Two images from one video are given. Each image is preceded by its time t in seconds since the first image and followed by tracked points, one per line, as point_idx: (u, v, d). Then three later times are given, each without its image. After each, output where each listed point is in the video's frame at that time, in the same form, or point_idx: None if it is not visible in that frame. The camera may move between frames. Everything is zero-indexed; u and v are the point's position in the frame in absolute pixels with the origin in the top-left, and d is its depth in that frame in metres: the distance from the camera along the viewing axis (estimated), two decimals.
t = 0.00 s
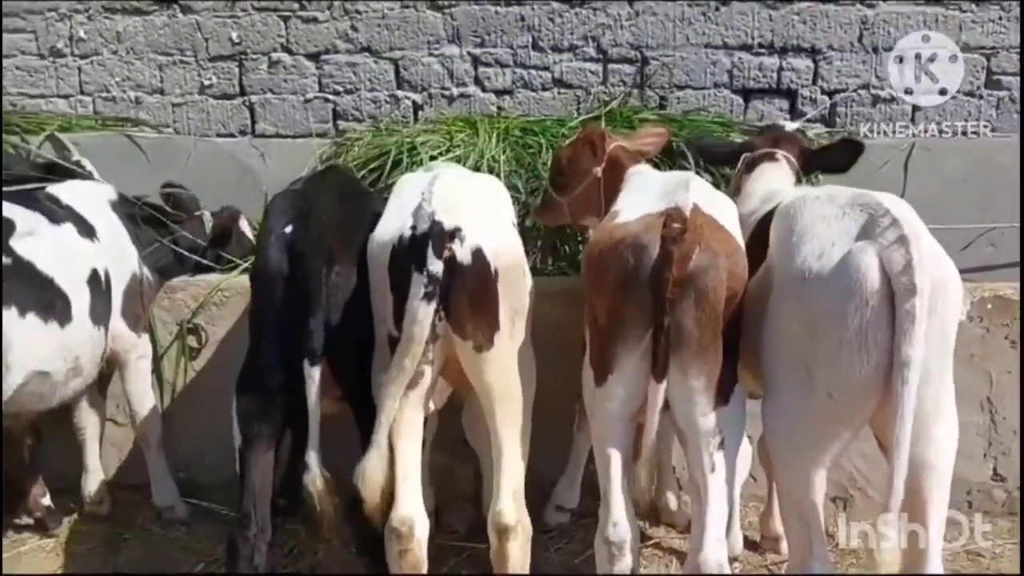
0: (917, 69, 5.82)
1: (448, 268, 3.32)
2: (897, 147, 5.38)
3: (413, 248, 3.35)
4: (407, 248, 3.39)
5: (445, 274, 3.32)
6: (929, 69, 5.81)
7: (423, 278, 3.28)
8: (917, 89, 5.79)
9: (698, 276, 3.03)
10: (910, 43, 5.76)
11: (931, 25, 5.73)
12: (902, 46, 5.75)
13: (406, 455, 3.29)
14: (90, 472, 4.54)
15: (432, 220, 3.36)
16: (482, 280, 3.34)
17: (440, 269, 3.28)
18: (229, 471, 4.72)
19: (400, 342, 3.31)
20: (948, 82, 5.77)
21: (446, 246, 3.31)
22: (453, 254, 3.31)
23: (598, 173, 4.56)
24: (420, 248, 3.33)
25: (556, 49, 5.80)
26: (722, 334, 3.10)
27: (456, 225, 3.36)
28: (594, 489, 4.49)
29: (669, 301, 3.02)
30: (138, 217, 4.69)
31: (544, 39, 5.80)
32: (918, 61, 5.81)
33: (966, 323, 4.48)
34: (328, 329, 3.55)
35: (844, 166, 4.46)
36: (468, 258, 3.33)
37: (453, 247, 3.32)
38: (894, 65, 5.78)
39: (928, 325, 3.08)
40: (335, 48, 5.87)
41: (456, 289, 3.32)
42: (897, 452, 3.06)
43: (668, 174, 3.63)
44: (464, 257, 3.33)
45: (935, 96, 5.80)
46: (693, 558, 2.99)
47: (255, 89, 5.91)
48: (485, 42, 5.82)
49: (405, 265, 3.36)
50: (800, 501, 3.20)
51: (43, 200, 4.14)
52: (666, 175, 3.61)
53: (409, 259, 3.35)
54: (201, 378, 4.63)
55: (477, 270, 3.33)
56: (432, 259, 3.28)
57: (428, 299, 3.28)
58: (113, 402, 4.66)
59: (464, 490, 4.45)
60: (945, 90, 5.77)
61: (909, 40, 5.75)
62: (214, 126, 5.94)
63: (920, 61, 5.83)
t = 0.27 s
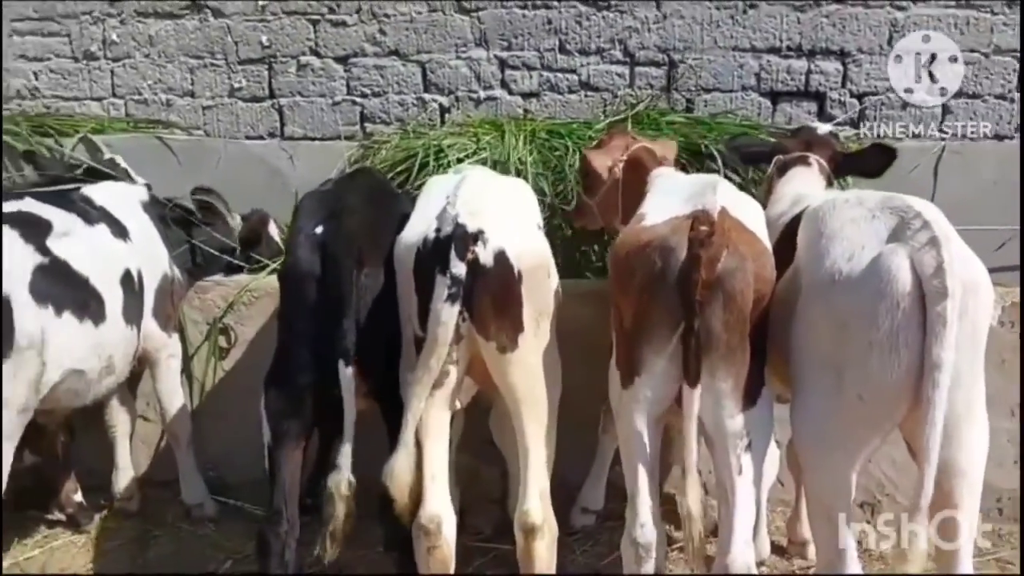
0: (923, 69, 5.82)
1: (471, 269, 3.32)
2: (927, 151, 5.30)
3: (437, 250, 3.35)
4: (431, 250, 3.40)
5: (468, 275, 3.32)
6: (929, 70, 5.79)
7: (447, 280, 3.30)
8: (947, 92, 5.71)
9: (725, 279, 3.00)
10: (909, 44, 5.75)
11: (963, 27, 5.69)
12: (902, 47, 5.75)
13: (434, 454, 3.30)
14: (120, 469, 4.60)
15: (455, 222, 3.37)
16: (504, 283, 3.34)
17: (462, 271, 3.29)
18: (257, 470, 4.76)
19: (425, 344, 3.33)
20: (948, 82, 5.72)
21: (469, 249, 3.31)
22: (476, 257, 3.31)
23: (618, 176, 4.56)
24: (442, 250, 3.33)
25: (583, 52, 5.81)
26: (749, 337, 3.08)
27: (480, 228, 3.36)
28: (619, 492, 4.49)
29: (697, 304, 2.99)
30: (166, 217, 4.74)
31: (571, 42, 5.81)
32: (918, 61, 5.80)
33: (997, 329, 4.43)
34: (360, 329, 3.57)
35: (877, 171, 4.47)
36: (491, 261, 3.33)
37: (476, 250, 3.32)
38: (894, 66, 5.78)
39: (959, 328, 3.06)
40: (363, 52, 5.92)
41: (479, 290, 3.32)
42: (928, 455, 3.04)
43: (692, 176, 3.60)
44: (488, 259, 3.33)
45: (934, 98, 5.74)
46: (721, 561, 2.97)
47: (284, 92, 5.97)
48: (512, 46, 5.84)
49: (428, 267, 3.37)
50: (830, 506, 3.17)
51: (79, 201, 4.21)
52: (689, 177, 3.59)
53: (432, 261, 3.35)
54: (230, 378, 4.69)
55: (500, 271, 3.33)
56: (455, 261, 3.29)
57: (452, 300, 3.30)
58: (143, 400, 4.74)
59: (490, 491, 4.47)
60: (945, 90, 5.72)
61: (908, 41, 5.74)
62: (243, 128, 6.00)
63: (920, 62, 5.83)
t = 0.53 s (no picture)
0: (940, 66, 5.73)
1: (493, 269, 3.33)
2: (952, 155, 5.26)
3: (459, 251, 3.38)
4: (454, 251, 3.42)
5: (491, 275, 3.33)
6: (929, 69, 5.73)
7: (470, 280, 3.32)
8: (972, 95, 5.70)
9: (754, 281, 3.00)
10: (909, 44, 5.72)
11: (989, 30, 5.67)
12: (901, 47, 5.72)
13: (457, 451, 3.32)
14: (147, 466, 4.66)
15: (477, 222, 3.40)
16: (526, 283, 3.34)
17: (485, 270, 3.31)
18: (281, 468, 4.82)
19: (451, 343, 3.34)
20: (948, 80, 5.70)
21: (491, 249, 3.33)
22: (498, 257, 3.32)
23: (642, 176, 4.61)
24: (466, 249, 3.36)
25: (606, 54, 5.82)
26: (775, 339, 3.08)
27: (501, 228, 3.38)
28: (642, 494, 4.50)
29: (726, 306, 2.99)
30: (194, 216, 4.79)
31: (594, 45, 5.82)
32: (918, 61, 5.74)
33: None
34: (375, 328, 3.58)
35: (900, 172, 4.47)
36: (513, 261, 3.34)
37: (498, 250, 3.33)
38: (894, 66, 5.74)
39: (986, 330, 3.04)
40: (387, 54, 5.96)
41: (501, 290, 3.33)
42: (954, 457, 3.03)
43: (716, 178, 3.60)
44: (509, 260, 3.34)
45: (934, 95, 5.72)
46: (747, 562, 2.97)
47: (309, 94, 6.02)
48: (535, 48, 5.86)
49: (453, 268, 3.39)
50: (856, 508, 3.16)
51: (110, 202, 4.29)
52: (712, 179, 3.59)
53: (456, 263, 3.38)
54: (255, 377, 4.74)
55: (522, 272, 3.34)
56: (478, 260, 3.31)
57: (476, 299, 3.31)
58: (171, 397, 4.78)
59: (512, 491, 4.49)
60: (945, 89, 5.71)
61: (908, 41, 5.71)
62: (268, 130, 6.06)
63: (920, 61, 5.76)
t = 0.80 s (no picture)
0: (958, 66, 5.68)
1: (511, 268, 3.34)
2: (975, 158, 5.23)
3: (477, 251, 3.40)
4: (472, 251, 3.44)
5: (507, 274, 3.34)
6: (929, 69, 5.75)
7: (488, 281, 3.33)
8: (995, 98, 5.69)
9: (778, 283, 3.01)
10: (910, 44, 5.73)
11: (1013, 33, 5.64)
12: (901, 47, 5.73)
13: (488, 445, 3.34)
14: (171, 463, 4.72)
15: (494, 223, 3.40)
16: (545, 281, 3.37)
17: (503, 271, 3.31)
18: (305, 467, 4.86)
19: (473, 340, 3.35)
20: (948, 80, 5.71)
21: (509, 250, 3.34)
22: (515, 256, 3.34)
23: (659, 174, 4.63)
24: (483, 250, 3.38)
25: (628, 57, 5.84)
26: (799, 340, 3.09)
27: (518, 230, 3.39)
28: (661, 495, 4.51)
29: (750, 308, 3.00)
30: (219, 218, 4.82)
31: (615, 47, 5.85)
32: (917, 62, 5.76)
33: None
34: (392, 335, 3.59)
35: (923, 176, 4.43)
36: (529, 261, 3.35)
37: (515, 251, 3.35)
38: (893, 66, 5.76)
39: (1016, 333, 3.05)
40: (409, 57, 6.00)
41: (520, 289, 3.35)
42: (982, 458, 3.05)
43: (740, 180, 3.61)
44: (526, 259, 3.36)
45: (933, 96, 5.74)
46: (771, 563, 2.97)
47: (332, 97, 6.07)
48: (557, 51, 5.89)
49: (469, 270, 3.41)
50: (882, 510, 3.16)
51: (139, 203, 4.35)
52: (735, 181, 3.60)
53: (474, 263, 3.39)
54: (279, 376, 4.79)
55: (538, 271, 3.36)
56: (496, 261, 3.32)
57: (494, 299, 3.32)
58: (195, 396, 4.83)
59: (532, 491, 4.52)
60: (945, 90, 5.72)
61: (908, 40, 5.72)
62: (291, 132, 6.11)
63: (920, 61, 5.77)
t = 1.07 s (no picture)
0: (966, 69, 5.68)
1: (548, 272, 3.38)
2: (994, 163, 5.27)
3: (515, 254, 3.41)
4: (507, 253, 3.46)
5: (546, 278, 3.37)
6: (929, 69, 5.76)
7: (527, 283, 3.35)
8: (1015, 102, 5.67)
9: (803, 286, 3.03)
10: (910, 44, 5.76)
11: None
12: (902, 48, 5.76)
13: (506, 453, 3.40)
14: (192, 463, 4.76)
15: (534, 226, 3.41)
16: (581, 285, 3.41)
17: (542, 274, 3.34)
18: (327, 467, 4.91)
19: (504, 343, 3.39)
20: (948, 81, 5.71)
21: (546, 252, 3.38)
22: (552, 258, 3.40)
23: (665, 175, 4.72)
24: (522, 254, 3.39)
25: (646, 61, 5.87)
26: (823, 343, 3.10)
27: (554, 232, 3.43)
28: (678, 498, 4.52)
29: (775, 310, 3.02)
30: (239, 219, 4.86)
31: (634, 51, 5.87)
32: (917, 62, 5.78)
33: None
34: (419, 340, 3.54)
35: (947, 182, 4.39)
36: (566, 263, 3.40)
37: (552, 253, 3.40)
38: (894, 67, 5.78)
39: None
40: (428, 60, 6.03)
41: (556, 292, 3.39)
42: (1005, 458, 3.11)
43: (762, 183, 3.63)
44: (563, 262, 3.40)
45: (934, 97, 5.73)
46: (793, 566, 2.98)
47: (351, 99, 6.11)
48: (575, 54, 5.91)
49: (507, 273, 3.42)
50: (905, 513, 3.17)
51: (164, 205, 4.40)
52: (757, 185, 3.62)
53: (512, 266, 3.40)
54: (299, 377, 4.83)
55: (575, 275, 3.40)
56: (535, 264, 3.34)
57: (533, 302, 3.35)
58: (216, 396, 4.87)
59: (550, 493, 4.53)
60: (945, 90, 5.71)
61: (908, 41, 5.75)
62: (310, 134, 6.15)
63: (920, 61, 5.79)
